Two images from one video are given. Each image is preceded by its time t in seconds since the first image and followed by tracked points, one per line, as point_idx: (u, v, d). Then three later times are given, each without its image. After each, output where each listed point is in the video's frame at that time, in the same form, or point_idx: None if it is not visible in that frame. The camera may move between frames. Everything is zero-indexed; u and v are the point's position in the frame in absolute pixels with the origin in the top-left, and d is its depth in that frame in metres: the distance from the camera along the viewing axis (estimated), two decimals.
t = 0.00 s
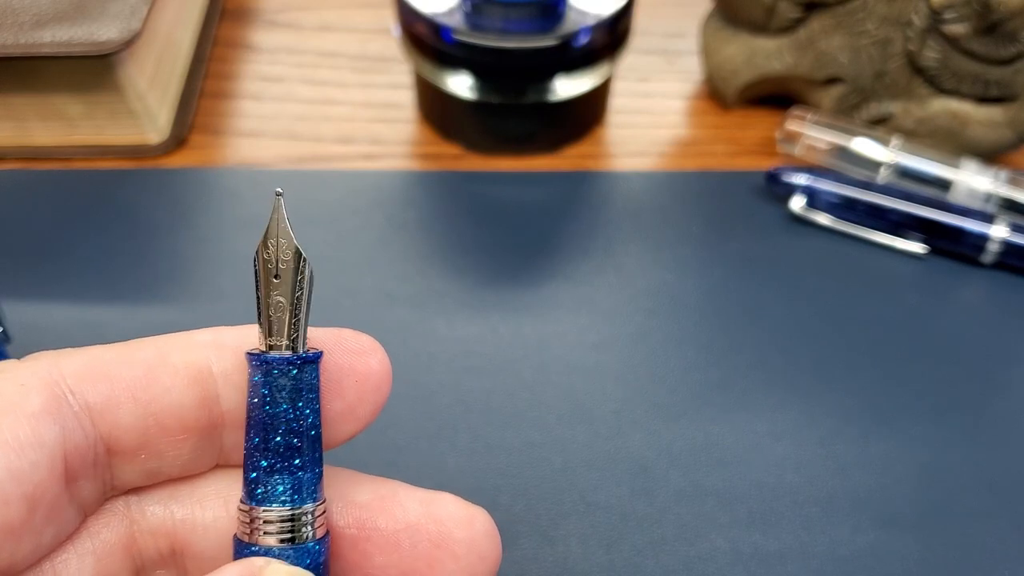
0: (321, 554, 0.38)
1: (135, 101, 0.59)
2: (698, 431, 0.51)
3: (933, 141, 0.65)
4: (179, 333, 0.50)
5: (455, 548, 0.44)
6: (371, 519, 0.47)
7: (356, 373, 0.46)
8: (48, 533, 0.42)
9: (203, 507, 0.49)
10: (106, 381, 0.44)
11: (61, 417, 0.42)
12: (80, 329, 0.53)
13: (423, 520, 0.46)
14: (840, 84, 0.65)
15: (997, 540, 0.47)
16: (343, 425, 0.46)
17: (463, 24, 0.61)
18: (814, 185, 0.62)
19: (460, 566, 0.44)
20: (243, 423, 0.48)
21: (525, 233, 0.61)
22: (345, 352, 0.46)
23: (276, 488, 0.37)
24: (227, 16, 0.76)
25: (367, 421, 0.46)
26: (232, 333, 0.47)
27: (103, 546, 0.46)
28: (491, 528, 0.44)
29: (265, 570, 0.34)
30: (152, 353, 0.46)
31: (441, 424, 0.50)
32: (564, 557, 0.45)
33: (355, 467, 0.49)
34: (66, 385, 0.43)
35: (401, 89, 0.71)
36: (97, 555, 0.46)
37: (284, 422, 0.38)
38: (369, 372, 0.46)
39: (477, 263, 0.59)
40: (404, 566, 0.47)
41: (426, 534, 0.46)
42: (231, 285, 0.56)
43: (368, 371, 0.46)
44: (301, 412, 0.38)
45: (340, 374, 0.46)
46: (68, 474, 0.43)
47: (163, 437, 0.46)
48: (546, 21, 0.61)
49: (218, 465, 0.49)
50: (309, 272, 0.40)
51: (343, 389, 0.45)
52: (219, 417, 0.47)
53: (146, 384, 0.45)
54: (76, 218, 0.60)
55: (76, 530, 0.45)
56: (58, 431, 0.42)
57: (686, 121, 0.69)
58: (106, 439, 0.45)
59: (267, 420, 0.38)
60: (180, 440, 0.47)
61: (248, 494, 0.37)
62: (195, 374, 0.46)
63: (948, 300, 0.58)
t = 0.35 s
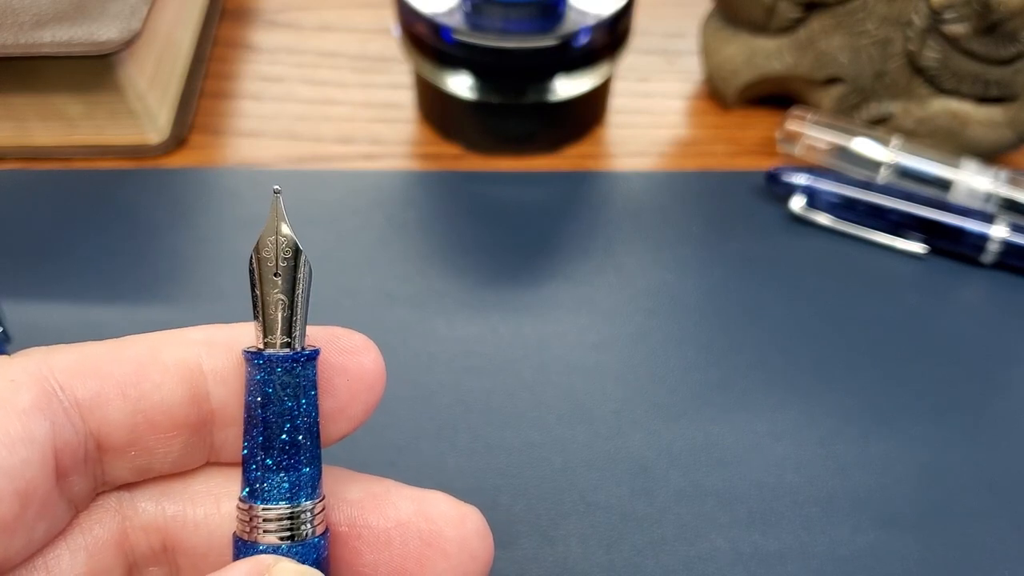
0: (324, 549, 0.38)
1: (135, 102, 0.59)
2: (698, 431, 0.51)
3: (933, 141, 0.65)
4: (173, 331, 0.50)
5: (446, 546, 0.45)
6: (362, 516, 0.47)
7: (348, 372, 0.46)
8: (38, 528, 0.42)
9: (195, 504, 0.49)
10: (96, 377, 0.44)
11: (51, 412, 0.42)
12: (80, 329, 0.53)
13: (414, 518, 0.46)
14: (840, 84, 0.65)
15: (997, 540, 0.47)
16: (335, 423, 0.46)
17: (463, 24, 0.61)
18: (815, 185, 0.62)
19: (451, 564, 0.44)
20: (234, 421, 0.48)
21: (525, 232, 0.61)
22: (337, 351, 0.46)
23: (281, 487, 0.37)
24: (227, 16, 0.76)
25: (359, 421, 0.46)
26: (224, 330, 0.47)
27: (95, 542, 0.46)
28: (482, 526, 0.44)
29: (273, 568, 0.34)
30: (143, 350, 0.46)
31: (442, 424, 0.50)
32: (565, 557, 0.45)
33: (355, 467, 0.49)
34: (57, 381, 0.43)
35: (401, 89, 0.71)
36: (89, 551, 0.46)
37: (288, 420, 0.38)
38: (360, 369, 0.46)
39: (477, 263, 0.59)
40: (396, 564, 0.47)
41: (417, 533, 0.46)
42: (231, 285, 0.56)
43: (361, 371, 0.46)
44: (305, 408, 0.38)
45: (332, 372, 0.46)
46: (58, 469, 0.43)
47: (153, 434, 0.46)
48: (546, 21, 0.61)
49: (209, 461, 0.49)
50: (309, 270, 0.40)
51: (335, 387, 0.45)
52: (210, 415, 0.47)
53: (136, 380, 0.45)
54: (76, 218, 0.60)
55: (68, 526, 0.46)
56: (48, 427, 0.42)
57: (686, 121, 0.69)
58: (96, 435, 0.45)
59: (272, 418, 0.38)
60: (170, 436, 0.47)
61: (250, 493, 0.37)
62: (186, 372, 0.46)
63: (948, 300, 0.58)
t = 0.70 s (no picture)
0: (333, 554, 0.38)
1: (135, 101, 0.59)
2: (698, 431, 0.51)
3: (933, 141, 0.65)
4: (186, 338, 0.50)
5: (452, 553, 0.45)
6: (370, 523, 0.47)
7: (357, 382, 0.46)
8: (57, 533, 0.42)
9: (207, 510, 0.49)
10: (114, 385, 0.44)
11: (70, 419, 0.42)
12: (79, 329, 0.53)
13: (421, 526, 0.46)
14: (840, 84, 0.65)
15: (997, 540, 0.47)
16: (344, 431, 0.46)
17: (463, 24, 0.60)
18: (815, 185, 0.62)
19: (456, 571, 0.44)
20: (246, 429, 0.48)
21: (525, 232, 0.61)
22: (345, 360, 0.46)
23: (292, 493, 0.37)
24: (227, 16, 0.76)
25: (368, 429, 0.46)
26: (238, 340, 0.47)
27: (110, 547, 0.46)
28: (486, 532, 0.44)
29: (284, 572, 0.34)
30: (160, 358, 0.46)
31: (441, 424, 0.50)
32: (565, 557, 0.45)
33: (355, 467, 0.48)
34: (76, 389, 0.43)
35: (401, 89, 0.71)
36: (104, 556, 0.46)
37: (300, 429, 0.38)
38: (370, 379, 0.46)
39: (477, 263, 0.59)
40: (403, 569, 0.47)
41: (424, 540, 0.46)
42: (231, 286, 0.56)
43: (370, 380, 0.46)
44: (317, 417, 0.39)
45: (340, 381, 0.46)
46: (76, 476, 0.43)
47: (168, 441, 0.46)
48: (546, 21, 0.61)
49: (221, 468, 0.49)
50: (321, 282, 0.41)
51: (345, 396, 0.45)
52: (224, 423, 0.47)
53: (153, 388, 0.45)
54: (77, 219, 0.60)
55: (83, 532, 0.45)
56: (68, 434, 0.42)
57: (686, 122, 0.69)
58: (113, 442, 0.45)
59: (284, 426, 0.38)
60: (184, 444, 0.47)
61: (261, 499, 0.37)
62: (200, 380, 0.46)
63: (948, 300, 0.58)
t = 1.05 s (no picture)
0: (334, 560, 0.38)
1: (135, 102, 0.60)
2: (698, 431, 0.51)
3: (933, 141, 0.65)
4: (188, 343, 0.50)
5: (453, 558, 0.44)
6: (370, 528, 0.47)
7: (360, 387, 0.46)
8: (59, 538, 0.42)
9: (209, 515, 0.49)
10: (115, 391, 0.44)
11: (71, 425, 0.42)
12: (79, 329, 0.53)
13: (422, 531, 0.46)
14: (840, 84, 0.65)
15: (997, 540, 0.47)
16: (346, 436, 0.46)
17: (463, 24, 0.60)
18: (814, 185, 0.62)
19: None
20: (248, 434, 0.48)
21: (525, 232, 0.61)
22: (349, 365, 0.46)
23: (293, 499, 0.37)
24: (227, 16, 0.76)
25: (370, 435, 0.46)
26: (240, 346, 0.47)
27: (112, 553, 0.46)
28: (488, 537, 0.44)
29: None
30: (161, 363, 0.46)
31: (441, 424, 0.50)
32: (565, 557, 0.45)
33: (354, 468, 0.48)
34: (77, 395, 0.43)
35: (401, 89, 0.71)
36: (106, 562, 0.46)
37: (302, 435, 0.38)
38: (372, 385, 0.46)
39: (478, 263, 0.59)
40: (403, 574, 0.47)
41: (425, 545, 0.46)
42: (231, 286, 0.56)
43: (373, 386, 0.46)
44: (318, 423, 0.38)
45: (342, 387, 0.46)
46: (78, 481, 0.43)
47: (170, 446, 0.46)
48: (546, 21, 0.61)
49: (223, 473, 0.49)
50: (322, 287, 0.40)
51: (347, 401, 0.45)
52: (225, 428, 0.47)
53: (154, 393, 0.45)
54: (77, 219, 0.60)
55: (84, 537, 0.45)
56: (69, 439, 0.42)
57: (686, 121, 0.69)
58: (114, 448, 0.45)
59: (286, 432, 0.38)
60: (186, 449, 0.47)
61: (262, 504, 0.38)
62: (202, 385, 0.46)
63: (948, 300, 0.58)
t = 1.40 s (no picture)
0: (326, 532, 0.38)
1: (135, 101, 0.59)
2: (698, 431, 0.51)
3: (933, 141, 0.65)
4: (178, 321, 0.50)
5: (445, 532, 0.45)
6: (363, 501, 0.47)
7: (351, 362, 0.46)
8: (53, 512, 0.42)
9: (202, 490, 0.49)
10: (108, 366, 0.44)
11: (65, 399, 0.42)
12: (79, 329, 0.53)
13: (415, 504, 0.46)
14: (840, 83, 0.65)
15: (997, 540, 0.47)
16: (337, 412, 0.46)
17: (462, 24, 0.60)
18: (814, 185, 0.62)
19: (449, 550, 0.44)
20: (240, 409, 0.48)
21: (525, 232, 0.61)
22: (342, 342, 0.46)
23: (285, 470, 0.37)
24: (227, 16, 0.76)
25: (361, 410, 0.46)
26: (231, 321, 0.48)
27: (106, 527, 0.46)
28: (481, 511, 0.44)
29: (276, 547, 0.34)
30: (152, 339, 0.46)
31: (441, 424, 0.50)
32: (565, 557, 0.45)
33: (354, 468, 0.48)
34: (70, 368, 0.43)
35: (400, 89, 0.71)
36: (100, 536, 0.46)
37: (293, 407, 0.38)
38: (364, 360, 0.46)
39: (478, 263, 0.59)
40: (396, 548, 0.47)
41: (418, 518, 0.46)
42: (231, 285, 0.56)
43: (364, 361, 0.46)
44: (308, 395, 0.38)
45: (333, 363, 0.46)
46: (72, 455, 0.43)
47: (162, 420, 0.46)
48: (546, 21, 0.61)
49: (215, 449, 0.49)
50: (311, 262, 0.41)
51: (338, 377, 0.46)
52: (217, 403, 0.47)
53: (146, 368, 0.45)
54: (76, 220, 0.60)
55: (79, 512, 0.45)
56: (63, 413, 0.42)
57: (686, 121, 0.69)
58: (107, 422, 0.45)
59: (276, 405, 0.38)
60: (178, 423, 0.47)
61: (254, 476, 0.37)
62: (193, 359, 0.46)
63: (948, 300, 0.58)
